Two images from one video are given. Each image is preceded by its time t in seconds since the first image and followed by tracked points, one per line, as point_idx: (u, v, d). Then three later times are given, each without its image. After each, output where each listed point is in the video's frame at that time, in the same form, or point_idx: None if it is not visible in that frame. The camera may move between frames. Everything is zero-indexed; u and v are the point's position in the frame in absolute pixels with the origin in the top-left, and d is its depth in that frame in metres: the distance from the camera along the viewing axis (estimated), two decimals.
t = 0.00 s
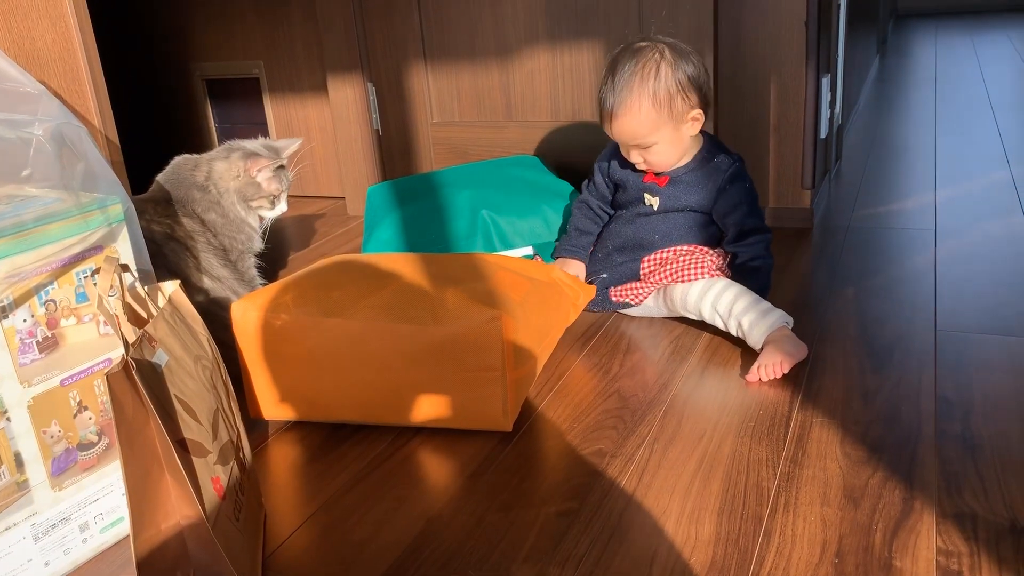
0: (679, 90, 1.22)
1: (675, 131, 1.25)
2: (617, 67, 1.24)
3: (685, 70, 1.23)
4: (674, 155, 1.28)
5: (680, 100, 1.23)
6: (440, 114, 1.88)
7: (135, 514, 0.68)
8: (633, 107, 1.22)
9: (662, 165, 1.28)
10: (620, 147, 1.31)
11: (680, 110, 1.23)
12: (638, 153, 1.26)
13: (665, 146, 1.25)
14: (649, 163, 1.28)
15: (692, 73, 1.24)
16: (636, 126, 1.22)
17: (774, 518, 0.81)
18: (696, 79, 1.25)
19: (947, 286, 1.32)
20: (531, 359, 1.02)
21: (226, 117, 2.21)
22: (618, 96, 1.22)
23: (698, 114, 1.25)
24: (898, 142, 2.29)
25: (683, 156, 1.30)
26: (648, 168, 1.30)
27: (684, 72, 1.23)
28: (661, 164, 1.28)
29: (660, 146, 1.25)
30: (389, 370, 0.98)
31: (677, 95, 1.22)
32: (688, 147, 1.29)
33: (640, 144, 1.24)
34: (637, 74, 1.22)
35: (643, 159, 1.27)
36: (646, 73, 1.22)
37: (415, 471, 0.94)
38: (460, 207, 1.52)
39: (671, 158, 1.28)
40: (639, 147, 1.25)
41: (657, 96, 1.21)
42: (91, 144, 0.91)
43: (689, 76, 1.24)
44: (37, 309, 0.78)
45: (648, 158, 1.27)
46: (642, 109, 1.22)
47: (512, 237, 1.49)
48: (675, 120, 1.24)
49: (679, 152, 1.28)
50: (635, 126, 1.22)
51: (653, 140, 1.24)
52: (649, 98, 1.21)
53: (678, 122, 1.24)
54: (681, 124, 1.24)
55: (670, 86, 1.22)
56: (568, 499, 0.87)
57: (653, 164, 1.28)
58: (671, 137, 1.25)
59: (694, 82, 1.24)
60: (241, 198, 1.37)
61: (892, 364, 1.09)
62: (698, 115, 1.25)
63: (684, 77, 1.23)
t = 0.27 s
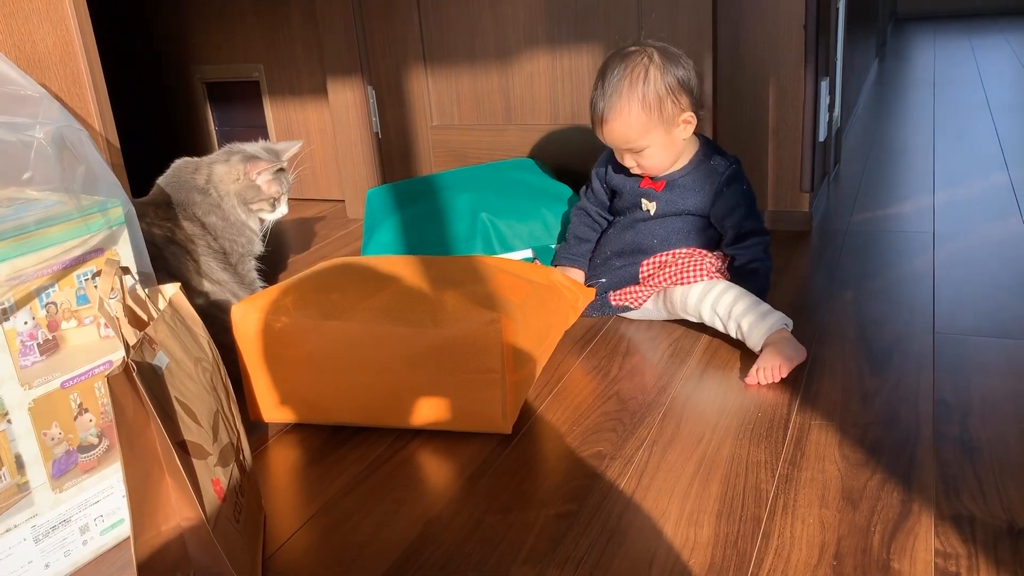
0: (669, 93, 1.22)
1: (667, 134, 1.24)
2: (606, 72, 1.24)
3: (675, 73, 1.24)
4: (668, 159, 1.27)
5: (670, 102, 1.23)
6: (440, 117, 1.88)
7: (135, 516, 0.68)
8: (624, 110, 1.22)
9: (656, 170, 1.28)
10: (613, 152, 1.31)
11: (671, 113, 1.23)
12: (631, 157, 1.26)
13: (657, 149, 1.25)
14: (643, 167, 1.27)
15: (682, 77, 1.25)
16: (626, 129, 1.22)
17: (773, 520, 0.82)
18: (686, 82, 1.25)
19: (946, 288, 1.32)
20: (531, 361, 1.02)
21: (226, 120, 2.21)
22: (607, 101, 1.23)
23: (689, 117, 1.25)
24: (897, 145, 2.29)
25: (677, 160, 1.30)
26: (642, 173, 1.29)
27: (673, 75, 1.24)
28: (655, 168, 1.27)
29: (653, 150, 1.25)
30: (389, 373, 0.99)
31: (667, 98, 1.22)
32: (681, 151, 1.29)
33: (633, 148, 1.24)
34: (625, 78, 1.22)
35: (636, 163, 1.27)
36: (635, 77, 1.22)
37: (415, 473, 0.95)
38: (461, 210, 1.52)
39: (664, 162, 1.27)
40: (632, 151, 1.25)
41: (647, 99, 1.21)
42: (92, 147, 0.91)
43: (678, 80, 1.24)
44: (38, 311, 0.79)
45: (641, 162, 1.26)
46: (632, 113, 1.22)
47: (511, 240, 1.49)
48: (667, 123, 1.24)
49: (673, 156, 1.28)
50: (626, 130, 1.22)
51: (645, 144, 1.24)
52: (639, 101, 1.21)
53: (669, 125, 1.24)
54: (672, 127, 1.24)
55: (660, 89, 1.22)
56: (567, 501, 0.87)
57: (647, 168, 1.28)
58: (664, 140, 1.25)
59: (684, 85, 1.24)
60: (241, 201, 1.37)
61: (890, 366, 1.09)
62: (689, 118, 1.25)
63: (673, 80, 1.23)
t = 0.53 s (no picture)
0: (669, 93, 1.23)
1: (667, 135, 1.25)
2: (605, 74, 1.25)
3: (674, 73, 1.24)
4: (668, 160, 1.28)
5: (670, 103, 1.23)
6: (440, 120, 1.89)
7: (135, 518, 0.68)
8: (624, 111, 1.22)
9: (656, 170, 1.28)
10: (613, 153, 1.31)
11: (671, 113, 1.24)
12: (631, 158, 1.26)
13: (657, 150, 1.25)
14: (643, 168, 1.28)
15: (681, 77, 1.25)
16: (626, 130, 1.23)
17: (772, 522, 0.82)
18: (686, 82, 1.25)
19: (945, 291, 1.32)
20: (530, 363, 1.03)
21: (226, 122, 2.21)
22: (607, 102, 1.23)
23: (689, 117, 1.25)
24: (896, 148, 2.29)
25: (677, 160, 1.30)
26: (643, 174, 1.30)
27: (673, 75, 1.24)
28: (655, 169, 1.28)
29: (653, 150, 1.25)
30: (389, 375, 0.99)
31: (667, 98, 1.23)
32: (681, 151, 1.29)
33: (633, 149, 1.24)
34: (625, 79, 1.22)
35: (636, 165, 1.27)
36: (634, 78, 1.22)
37: (414, 475, 0.95)
38: (461, 212, 1.53)
39: (664, 163, 1.28)
40: (632, 152, 1.25)
41: (646, 100, 1.22)
42: (93, 150, 0.91)
43: (678, 80, 1.24)
44: (39, 314, 0.79)
45: (642, 163, 1.27)
46: (631, 114, 1.22)
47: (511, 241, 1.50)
48: (667, 123, 1.24)
49: (673, 156, 1.28)
50: (626, 131, 1.23)
51: (645, 145, 1.24)
52: (639, 102, 1.21)
53: (669, 125, 1.24)
54: (672, 127, 1.25)
55: (660, 89, 1.22)
56: (566, 503, 0.87)
57: (647, 168, 1.28)
58: (664, 141, 1.25)
59: (683, 86, 1.25)
60: (241, 204, 1.37)
61: (890, 369, 1.10)
62: (689, 118, 1.25)
63: (672, 81, 1.23)
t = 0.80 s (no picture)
0: (670, 91, 1.23)
1: (668, 133, 1.25)
2: (606, 72, 1.25)
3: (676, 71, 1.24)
4: (668, 158, 1.28)
5: (671, 101, 1.23)
6: (440, 122, 1.89)
7: (136, 520, 0.68)
8: (626, 109, 1.22)
9: (656, 169, 1.28)
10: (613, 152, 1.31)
11: (672, 111, 1.24)
12: (632, 157, 1.26)
13: (658, 148, 1.25)
14: (643, 167, 1.28)
15: (682, 75, 1.25)
16: (628, 128, 1.23)
17: (771, 525, 0.82)
18: (687, 81, 1.26)
19: (944, 294, 1.32)
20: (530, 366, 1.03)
21: (227, 125, 2.22)
22: (608, 100, 1.23)
23: (689, 116, 1.26)
24: (896, 151, 2.30)
25: (677, 159, 1.30)
26: (642, 173, 1.30)
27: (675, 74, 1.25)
28: (655, 167, 1.28)
29: (654, 148, 1.25)
30: (388, 377, 0.99)
31: (669, 96, 1.23)
32: (680, 150, 1.30)
33: (634, 147, 1.24)
34: (626, 76, 1.23)
35: (637, 163, 1.27)
36: (636, 76, 1.22)
37: (414, 477, 0.95)
38: (461, 215, 1.53)
39: (664, 161, 1.28)
40: (633, 150, 1.25)
41: (648, 97, 1.22)
42: (94, 152, 0.92)
43: (679, 78, 1.25)
44: (39, 316, 0.79)
45: (642, 161, 1.27)
46: (633, 111, 1.22)
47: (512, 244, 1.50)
48: (668, 122, 1.24)
49: (673, 155, 1.28)
50: (628, 129, 1.23)
51: (647, 143, 1.24)
52: (641, 100, 1.22)
53: (670, 123, 1.25)
54: (673, 126, 1.25)
55: (662, 87, 1.22)
56: (565, 506, 0.87)
57: (647, 167, 1.28)
58: (665, 139, 1.25)
59: (684, 84, 1.25)
60: (241, 207, 1.38)
61: (889, 372, 1.10)
62: (689, 117, 1.26)
63: (674, 78, 1.24)
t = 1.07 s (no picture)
0: (683, 100, 1.23)
1: (675, 141, 1.26)
2: (622, 72, 1.25)
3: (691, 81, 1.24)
4: (671, 165, 1.29)
5: (683, 110, 1.24)
6: (440, 125, 1.89)
7: (137, 520, 0.69)
8: (636, 112, 1.23)
9: (658, 174, 1.30)
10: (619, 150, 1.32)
11: (682, 120, 1.24)
12: (635, 158, 1.28)
13: (663, 154, 1.27)
14: (646, 169, 1.29)
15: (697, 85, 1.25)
16: (636, 131, 1.24)
17: (770, 527, 0.82)
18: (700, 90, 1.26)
19: (943, 296, 1.33)
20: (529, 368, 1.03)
21: (227, 127, 2.22)
22: (620, 100, 1.24)
23: (699, 126, 1.26)
24: (895, 153, 2.30)
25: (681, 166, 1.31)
26: (644, 175, 1.31)
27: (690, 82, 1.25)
28: (658, 172, 1.29)
29: (659, 154, 1.26)
30: (388, 379, 0.99)
31: (680, 105, 1.23)
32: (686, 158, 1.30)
33: (639, 149, 1.26)
34: (642, 80, 1.23)
35: (640, 165, 1.29)
36: (652, 79, 1.23)
37: (415, 479, 0.95)
38: (460, 217, 1.54)
39: (668, 167, 1.29)
40: (638, 153, 1.27)
41: (660, 103, 1.22)
42: (95, 155, 0.92)
43: (694, 88, 1.25)
44: (41, 317, 0.79)
45: (645, 164, 1.28)
46: (643, 116, 1.23)
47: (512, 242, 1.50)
48: (676, 130, 1.25)
49: (677, 163, 1.29)
50: (635, 131, 1.24)
51: (652, 148, 1.26)
52: (652, 105, 1.22)
53: (678, 131, 1.25)
54: (681, 135, 1.26)
55: (674, 95, 1.23)
56: (565, 507, 0.87)
57: (650, 171, 1.29)
58: (671, 146, 1.26)
59: (697, 94, 1.25)
60: (242, 210, 1.38)
61: (888, 373, 1.10)
62: (699, 127, 1.26)
63: (688, 87, 1.24)
